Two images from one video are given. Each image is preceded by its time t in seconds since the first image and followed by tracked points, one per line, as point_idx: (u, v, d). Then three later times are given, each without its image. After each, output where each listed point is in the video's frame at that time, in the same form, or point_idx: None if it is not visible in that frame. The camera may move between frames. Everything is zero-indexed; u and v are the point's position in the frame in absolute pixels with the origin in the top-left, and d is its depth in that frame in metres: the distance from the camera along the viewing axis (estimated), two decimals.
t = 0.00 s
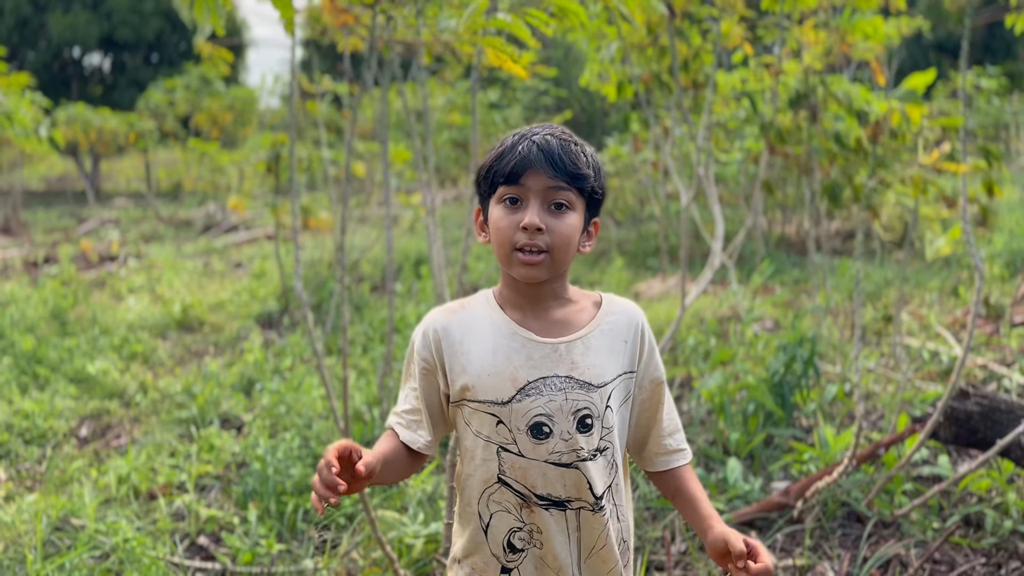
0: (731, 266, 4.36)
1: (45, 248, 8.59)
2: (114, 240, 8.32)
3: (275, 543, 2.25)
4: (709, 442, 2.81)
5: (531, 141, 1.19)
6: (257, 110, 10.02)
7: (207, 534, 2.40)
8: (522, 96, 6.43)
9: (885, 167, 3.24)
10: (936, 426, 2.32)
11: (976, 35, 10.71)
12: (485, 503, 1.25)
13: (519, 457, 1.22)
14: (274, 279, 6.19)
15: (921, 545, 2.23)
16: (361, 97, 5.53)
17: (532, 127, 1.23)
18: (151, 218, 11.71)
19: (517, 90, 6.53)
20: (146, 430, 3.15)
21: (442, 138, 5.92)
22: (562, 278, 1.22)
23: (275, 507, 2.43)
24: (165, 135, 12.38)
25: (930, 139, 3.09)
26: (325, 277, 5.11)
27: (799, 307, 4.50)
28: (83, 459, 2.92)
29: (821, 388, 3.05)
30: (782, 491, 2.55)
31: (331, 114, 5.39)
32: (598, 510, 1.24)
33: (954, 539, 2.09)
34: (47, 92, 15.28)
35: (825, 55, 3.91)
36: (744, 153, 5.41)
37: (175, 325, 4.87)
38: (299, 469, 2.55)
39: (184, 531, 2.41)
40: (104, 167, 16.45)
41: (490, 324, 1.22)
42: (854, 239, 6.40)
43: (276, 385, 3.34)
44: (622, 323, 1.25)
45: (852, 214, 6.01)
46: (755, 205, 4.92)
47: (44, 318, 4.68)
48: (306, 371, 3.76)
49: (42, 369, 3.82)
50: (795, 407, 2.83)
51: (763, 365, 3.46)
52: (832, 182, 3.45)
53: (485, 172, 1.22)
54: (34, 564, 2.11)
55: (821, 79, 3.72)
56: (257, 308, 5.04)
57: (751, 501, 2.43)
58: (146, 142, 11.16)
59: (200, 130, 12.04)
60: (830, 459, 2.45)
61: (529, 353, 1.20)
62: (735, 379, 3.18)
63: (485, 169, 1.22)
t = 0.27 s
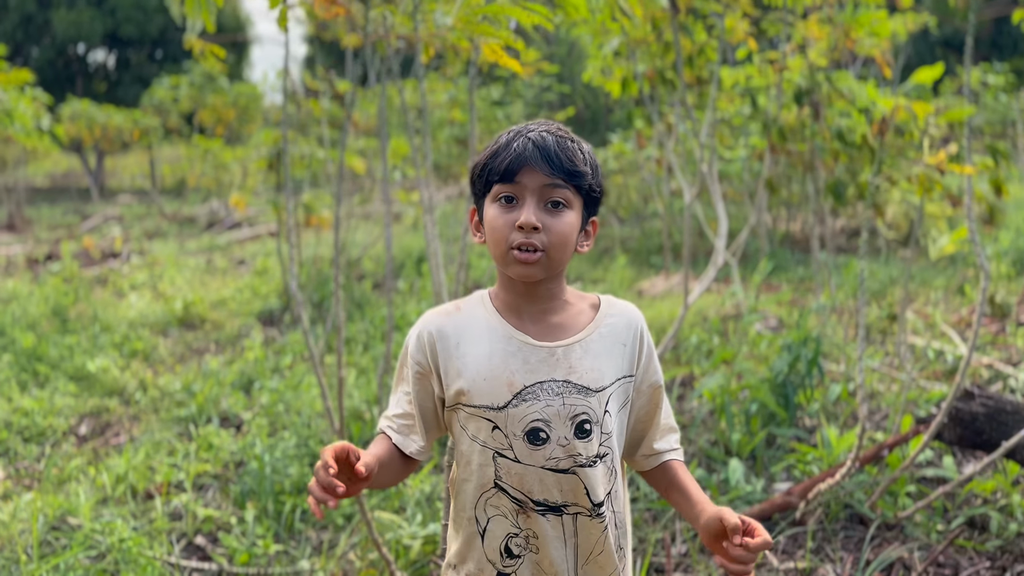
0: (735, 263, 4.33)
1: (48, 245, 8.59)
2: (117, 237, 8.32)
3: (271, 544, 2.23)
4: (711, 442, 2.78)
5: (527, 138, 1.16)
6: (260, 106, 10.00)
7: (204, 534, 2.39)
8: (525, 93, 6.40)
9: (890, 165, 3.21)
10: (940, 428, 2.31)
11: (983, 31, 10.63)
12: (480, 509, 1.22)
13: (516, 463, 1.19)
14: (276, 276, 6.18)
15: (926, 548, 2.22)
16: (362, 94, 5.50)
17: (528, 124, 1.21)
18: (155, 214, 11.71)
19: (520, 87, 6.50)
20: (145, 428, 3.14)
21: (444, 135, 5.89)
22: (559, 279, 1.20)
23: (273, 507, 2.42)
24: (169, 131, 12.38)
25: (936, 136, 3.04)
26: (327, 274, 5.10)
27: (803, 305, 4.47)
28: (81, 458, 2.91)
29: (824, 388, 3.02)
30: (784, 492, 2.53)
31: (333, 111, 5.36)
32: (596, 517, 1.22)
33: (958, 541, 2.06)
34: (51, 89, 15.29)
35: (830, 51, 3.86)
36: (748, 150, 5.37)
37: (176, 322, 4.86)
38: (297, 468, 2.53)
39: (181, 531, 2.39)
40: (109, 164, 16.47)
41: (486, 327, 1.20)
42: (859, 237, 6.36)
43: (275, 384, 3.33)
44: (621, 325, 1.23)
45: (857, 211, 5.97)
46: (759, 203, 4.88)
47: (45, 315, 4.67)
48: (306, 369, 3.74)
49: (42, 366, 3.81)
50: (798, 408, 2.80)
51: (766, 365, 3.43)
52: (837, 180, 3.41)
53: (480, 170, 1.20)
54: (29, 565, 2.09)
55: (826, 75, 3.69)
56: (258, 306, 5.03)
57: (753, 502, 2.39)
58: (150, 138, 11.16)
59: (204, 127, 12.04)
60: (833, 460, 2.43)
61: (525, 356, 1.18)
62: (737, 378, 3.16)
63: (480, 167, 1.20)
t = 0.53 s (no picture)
0: (739, 261, 4.30)
1: (52, 241, 8.60)
2: (121, 233, 8.32)
3: (269, 544, 2.21)
4: (714, 442, 2.75)
5: (523, 133, 1.14)
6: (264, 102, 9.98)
7: (202, 533, 2.38)
8: (528, 89, 6.36)
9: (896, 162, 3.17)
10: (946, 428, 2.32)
11: (992, 27, 10.55)
12: (474, 516, 1.20)
13: (509, 471, 1.17)
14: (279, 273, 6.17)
15: (931, 550, 2.19)
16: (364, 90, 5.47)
17: (524, 120, 1.19)
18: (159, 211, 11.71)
19: (523, 82, 6.46)
20: (145, 426, 3.13)
21: (447, 131, 5.86)
22: (556, 278, 1.18)
23: (271, 506, 2.40)
24: (173, 127, 12.37)
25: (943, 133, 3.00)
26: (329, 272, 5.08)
27: (808, 303, 4.44)
28: (80, 456, 2.90)
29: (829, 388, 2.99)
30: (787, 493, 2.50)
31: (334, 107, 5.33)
32: (591, 525, 1.20)
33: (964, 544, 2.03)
34: (56, 85, 15.29)
35: (836, 46, 3.81)
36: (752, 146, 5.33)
37: (178, 319, 4.85)
38: (296, 468, 2.52)
39: (179, 530, 2.38)
40: (113, 160, 16.48)
41: (480, 330, 1.18)
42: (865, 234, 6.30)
43: (275, 382, 3.31)
44: (619, 329, 1.20)
45: (863, 208, 5.92)
46: (763, 199, 4.85)
47: (47, 312, 4.67)
48: (307, 367, 3.73)
49: (43, 363, 3.80)
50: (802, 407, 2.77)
51: (770, 363, 3.40)
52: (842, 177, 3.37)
53: (475, 167, 1.17)
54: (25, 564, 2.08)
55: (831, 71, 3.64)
56: (261, 303, 5.02)
57: (756, 503, 2.36)
58: (154, 135, 11.15)
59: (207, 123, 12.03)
60: (836, 461, 2.40)
61: (520, 361, 1.15)
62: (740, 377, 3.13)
63: (475, 164, 1.18)
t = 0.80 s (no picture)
0: (745, 258, 4.26)
1: (56, 239, 8.60)
2: (125, 231, 8.31)
3: (269, 545, 2.20)
4: (719, 442, 2.73)
5: (523, 137, 1.11)
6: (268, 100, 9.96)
7: (202, 534, 2.36)
8: (532, 86, 6.33)
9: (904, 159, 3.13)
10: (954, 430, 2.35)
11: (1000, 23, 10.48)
12: (474, 518, 1.18)
13: (510, 471, 1.15)
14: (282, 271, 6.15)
15: (939, 553, 2.16)
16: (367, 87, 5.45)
17: (524, 121, 1.15)
18: (163, 209, 11.70)
19: (527, 79, 6.43)
20: (146, 426, 3.11)
21: (450, 128, 5.84)
22: (556, 283, 1.15)
23: (272, 507, 2.38)
24: (177, 125, 12.37)
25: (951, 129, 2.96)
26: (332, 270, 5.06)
27: (814, 302, 4.40)
28: (81, 456, 2.88)
29: (835, 387, 2.96)
30: (793, 494, 2.47)
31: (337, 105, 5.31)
32: (593, 526, 1.17)
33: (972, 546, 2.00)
34: (61, 83, 15.31)
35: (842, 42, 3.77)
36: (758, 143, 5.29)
37: (181, 318, 4.83)
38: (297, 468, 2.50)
39: (180, 531, 2.37)
40: (118, 158, 16.50)
41: (479, 328, 1.15)
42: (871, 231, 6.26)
43: (277, 381, 3.29)
44: (621, 327, 1.18)
45: (869, 206, 5.88)
46: (768, 197, 4.81)
47: (50, 311, 4.66)
48: (309, 366, 3.71)
49: (44, 362, 3.79)
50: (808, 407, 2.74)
51: (775, 362, 3.37)
52: (848, 174, 3.34)
53: (473, 170, 1.15)
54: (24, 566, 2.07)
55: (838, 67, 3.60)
56: (264, 301, 5.00)
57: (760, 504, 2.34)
58: (158, 133, 11.15)
59: (211, 121, 12.02)
60: (843, 461, 2.38)
61: (521, 359, 1.13)
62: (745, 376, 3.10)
63: (474, 166, 1.15)
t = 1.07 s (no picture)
0: (750, 258, 4.23)
1: (60, 239, 8.60)
2: (129, 231, 8.31)
3: (270, 549, 2.18)
4: (723, 444, 2.70)
5: (522, 134, 1.09)
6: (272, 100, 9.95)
7: (203, 538, 2.35)
8: (535, 85, 6.31)
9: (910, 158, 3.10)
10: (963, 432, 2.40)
11: (1006, 21, 10.43)
12: (473, 529, 1.16)
13: (510, 482, 1.13)
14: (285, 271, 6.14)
15: (947, 557, 2.13)
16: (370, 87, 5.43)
17: (523, 118, 1.13)
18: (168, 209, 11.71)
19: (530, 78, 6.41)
20: (148, 428, 3.10)
21: (453, 128, 5.82)
22: (557, 284, 1.13)
23: (273, 510, 2.37)
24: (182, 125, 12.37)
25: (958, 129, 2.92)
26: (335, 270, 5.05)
27: (820, 302, 4.37)
28: (82, 458, 2.87)
29: (841, 389, 2.93)
30: (798, 497, 2.44)
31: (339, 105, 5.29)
32: (595, 539, 1.15)
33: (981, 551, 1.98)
34: (66, 83, 15.33)
35: (848, 39, 3.74)
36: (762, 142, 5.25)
37: (184, 318, 4.82)
38: (298, 471, 2.48)
39: (180, 535, 2.35)
40: (123, 158, 16.53)
41: (478, 334, 1.13)
42: (876, 231, 6.22)
43: (279, 383, 3.28)
44: (623, 335, 1.16)
45: (875, 205, 5.84)
46: (773, 196, 4.77)
47: (52, 311, 4.65)
48: (311, 367, 3.69)
49: (47, 364, 3.78)
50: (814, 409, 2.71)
51: (780, 363, 3.35)
52: (853, 174, 3.31)
53: (472, 169, 1.13)
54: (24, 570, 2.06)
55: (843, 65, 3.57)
56: (266, 302, 4.99)
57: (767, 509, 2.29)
58: (162, 133, 11.16)
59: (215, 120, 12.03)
60: (849, 465, 2.35)
61: (521, 368, 1.11)
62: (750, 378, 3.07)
63: (472, 165, 1.13)
